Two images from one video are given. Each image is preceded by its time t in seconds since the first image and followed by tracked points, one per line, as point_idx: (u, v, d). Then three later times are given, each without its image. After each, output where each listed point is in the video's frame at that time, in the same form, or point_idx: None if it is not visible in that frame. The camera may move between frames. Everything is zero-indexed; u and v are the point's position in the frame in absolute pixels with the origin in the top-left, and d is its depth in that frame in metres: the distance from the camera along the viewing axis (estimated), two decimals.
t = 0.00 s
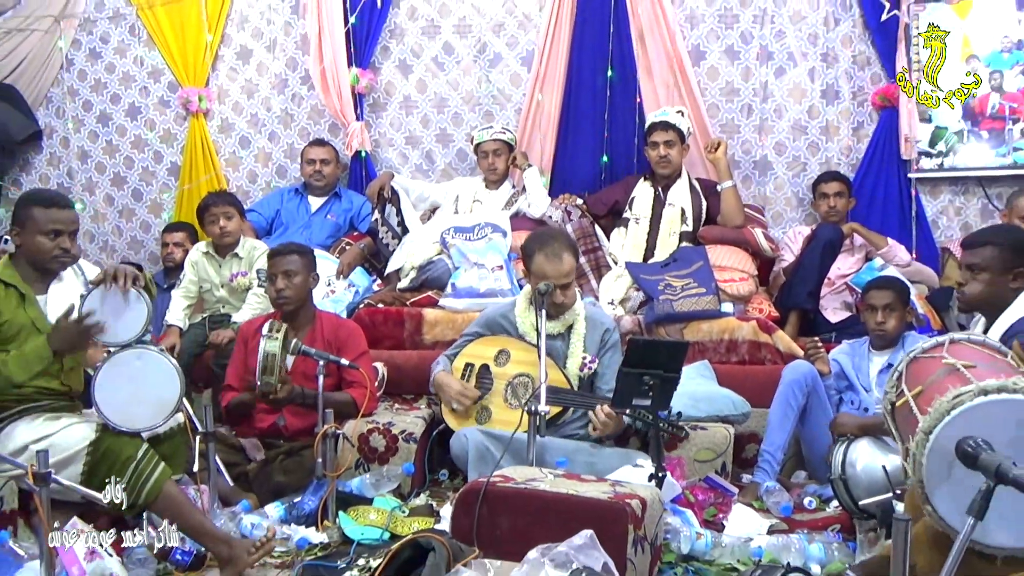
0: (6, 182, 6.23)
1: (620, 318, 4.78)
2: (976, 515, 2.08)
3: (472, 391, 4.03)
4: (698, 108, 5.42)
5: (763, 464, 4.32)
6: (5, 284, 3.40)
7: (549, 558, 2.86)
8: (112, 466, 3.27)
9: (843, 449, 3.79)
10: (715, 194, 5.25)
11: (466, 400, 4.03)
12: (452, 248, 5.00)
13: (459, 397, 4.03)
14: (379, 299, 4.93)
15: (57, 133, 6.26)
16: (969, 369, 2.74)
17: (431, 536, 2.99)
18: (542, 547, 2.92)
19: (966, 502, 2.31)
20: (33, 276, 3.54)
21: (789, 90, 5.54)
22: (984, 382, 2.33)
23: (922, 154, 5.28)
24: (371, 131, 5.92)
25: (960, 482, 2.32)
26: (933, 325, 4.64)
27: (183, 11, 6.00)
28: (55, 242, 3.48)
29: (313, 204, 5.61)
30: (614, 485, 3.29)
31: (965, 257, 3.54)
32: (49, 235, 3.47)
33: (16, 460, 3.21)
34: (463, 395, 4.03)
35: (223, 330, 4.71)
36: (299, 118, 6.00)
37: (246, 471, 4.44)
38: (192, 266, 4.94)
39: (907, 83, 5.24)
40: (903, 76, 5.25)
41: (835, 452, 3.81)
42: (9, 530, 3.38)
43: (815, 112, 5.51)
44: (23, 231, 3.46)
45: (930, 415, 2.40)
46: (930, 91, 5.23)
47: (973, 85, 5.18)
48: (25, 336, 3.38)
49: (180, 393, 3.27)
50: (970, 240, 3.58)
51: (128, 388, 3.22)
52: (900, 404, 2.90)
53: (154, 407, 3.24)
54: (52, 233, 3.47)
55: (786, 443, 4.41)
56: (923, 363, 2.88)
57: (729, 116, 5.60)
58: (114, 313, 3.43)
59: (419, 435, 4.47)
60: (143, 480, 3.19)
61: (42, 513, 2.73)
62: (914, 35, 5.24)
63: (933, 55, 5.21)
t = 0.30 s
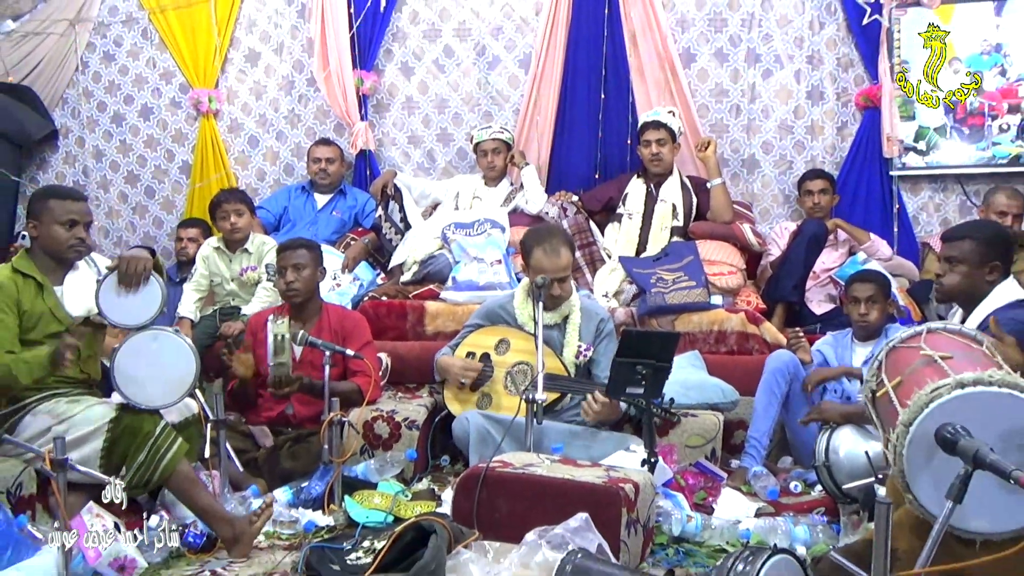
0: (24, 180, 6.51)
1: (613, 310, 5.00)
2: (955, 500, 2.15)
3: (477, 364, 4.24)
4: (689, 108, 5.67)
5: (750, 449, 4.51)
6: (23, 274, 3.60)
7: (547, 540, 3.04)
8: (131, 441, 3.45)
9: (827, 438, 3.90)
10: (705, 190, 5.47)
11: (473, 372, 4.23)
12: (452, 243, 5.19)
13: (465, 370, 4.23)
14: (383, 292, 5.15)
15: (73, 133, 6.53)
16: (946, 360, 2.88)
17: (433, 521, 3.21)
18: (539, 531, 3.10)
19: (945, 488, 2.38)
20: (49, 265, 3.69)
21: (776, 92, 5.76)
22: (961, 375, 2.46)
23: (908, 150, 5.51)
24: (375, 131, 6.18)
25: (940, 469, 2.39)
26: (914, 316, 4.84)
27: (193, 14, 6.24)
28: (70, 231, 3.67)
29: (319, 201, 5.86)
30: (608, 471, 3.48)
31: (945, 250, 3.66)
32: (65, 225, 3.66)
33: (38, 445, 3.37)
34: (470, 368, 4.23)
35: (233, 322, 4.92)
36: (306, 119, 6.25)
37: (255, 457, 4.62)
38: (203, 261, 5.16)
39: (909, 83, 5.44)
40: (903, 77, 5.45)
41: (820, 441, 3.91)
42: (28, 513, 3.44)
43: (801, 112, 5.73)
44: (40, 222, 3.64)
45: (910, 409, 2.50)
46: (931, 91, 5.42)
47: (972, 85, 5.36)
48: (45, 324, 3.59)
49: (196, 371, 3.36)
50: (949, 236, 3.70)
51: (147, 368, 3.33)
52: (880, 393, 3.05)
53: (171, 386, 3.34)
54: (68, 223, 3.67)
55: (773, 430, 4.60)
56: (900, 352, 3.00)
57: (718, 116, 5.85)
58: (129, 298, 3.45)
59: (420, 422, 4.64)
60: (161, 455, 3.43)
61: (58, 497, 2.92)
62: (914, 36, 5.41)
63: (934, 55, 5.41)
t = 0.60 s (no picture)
0: (39, 182, 6.71)
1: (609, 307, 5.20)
2: (938, 492, 2.19)
3: (474, 373, 4.39)
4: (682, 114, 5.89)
5: (741, 442, 4.67)
6: (36, 277, 3.80)
7: (544, 530, 3.15)
8: (138, 450, 3.60)
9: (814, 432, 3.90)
10: (696, 193, 5.68)
11: (469, 381, 4.38)
12: (453, 244, 5.37)
13: (461, 379, 4.38)
14: (387, 290, 5.33)
15: (87, 137, 6.74)
16: (935, 356, 2.86)
17: (436, 510, 3.23)
18: (536, 522, 3.22)
19: (928, 479, 2.34)
20: (63, 265, 3.90)
21: (766, 98, 6.00)
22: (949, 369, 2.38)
23: (896, 150, 5.70)
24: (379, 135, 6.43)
25: (924, 462, 2.36)
26: (898, 315, 5.02)
27: (204, 22, 6.49)
28: (83, 233, 3.86)
29: (325, 202, 6.08)
30: (604, 463, 3.63)
31: (930, 250, 3.77)
32: (79, 226, 3.85)
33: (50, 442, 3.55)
34: (467, 376, 4.39)
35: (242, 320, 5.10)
36: (312, 124, 6.51)
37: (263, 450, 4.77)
38: (214, 260, 5.37)
39: (905, 82, 5.63)
40: (902, 76, 5.63)
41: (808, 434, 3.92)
42: (44, 503, 3.60)
43: (790, 117, 5.98)
44: (54, 224, 3.83)
45: (897, 402, 2.45)
46: (930, 91, 5.60)
47: (970, 85, 5.54)
48: (54, 326, 3.79)
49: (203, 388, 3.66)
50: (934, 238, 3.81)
51: (158, 382, 3.59)
52: (870, 387, 3.01)
53: (178, 401, 3.61)
54: (81, 224, 3.86)
55: (763, 424, 4.75)
56: (891, 349, 3.01)
57: (710, 121, 6.08)
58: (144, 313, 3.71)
59: (423, 416, 4.77)
60: (168, 464, 3.53)
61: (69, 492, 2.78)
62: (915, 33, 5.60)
63: (933, 54, 5.58)
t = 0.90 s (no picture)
0: (54, 188, 7.00)
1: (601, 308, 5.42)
2: (916, 487, 2.28)
3: (477, 363, 4.61)
4: (672, 123, 6.19)
5: (728, 438, 4.83)
6: (51, 277, 4.00)
7: (539, 522, 3.32)
8: (147, 452, 3.73)
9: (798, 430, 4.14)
10: (685, 198, 5.95)
11: (472, 369, 4.60)
12: (452, 247, 5.60)
13: (465, 367, 4.60)
14: (388, 292, 5.55)
15: (99, 144, 7.02)
16: (909, 356, 2.98)
17: (435, 504, 3.39)
18: (531, 513, 3.38)
19: (906, 473, 2.45)
20: (76, 265, 4.09)
21: (751, 108, 6.30)
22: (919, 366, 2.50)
23: (879, 156, 6.03)
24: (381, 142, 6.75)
25: (901, 455, 2.46)
26: (879, 316, 5.23)
27: (212, 34, 6.79)
28: (92, 232, 4.04)
29: (329, 207, 6.31)
30: (596, 458, 3.81)
31: (908, 255, 3.84)
32: (87, 226, 4.03)
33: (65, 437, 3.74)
34: (470, 364, 4.61)
35: (248, 320, 5.30)
36: (316, 132, 6.83)
37: (268, 446, 4.95)
38: (222, 263, 5.58)
39: (905, 83, 5.91)
40: (901, 76, 5.91)
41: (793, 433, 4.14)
42: (56, 498, 3.80)
43: (775, 127, 6.28)
44: (64, 226, 4.01)
45: (870, 398, 2.53)
46: (930, 91, 5.90)
47: (973, 85, 5.82)
48: (73, 321, 3.96)
49: (210, 392, 3.65)
50: (910, 241, 3.88)
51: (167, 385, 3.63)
52: (847, 387, 3.16)
53: (187, 406, 3.63)
54: (90, 224, 4.03)
55: (749, 421, 4.93)
56: (866, 351, 3.13)
57: (698, 131, 6.38)
58: (155, 318, 3.79)
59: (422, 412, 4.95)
60: (175, 466, 3.64)
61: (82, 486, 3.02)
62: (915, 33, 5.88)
63: (933, 56, 5.86)
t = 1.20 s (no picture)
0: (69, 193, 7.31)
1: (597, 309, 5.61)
2: (900, 480, 2.39)
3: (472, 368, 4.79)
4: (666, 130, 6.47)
5: (719, 435, 4.96)
6: (66, 278, 4.10)
7: (537, 515, 3.41)
8: (163, 438, 3.84)
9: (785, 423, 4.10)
10: (678, 203, 6.17)
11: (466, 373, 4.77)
12: (453, 249, 5.80)
13: (459, 371, 4.76)
14: (392, 292, 5.75)
15: (112, 150, 7.35)
16: (896, 355, 3.13)
17: (437, 498, 3.41)
18: (531, 507, 3.47)
19: (893, 467, 2.54)
20: (89, 268, 4.20)
21: (742, 116, 6.57)
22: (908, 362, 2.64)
23: (868, 161, 6.29)
24: (385, 148, 7.02)
25: (888, 451, 2.56)
26: (865, 316, 5.42)
27: (222, 44, 7.12)
28: (103, 235, 4.14)
29: (334, 211, 6.56)
30: (592, 454, 3.89)
31: (892, 256, 3.91)
32: (98, 230, 4.12)
33: (77, 431, 3.81)
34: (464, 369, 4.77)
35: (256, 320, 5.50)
36: (321, 139, 7.09)
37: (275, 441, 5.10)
38: (231, 265, 5.80)
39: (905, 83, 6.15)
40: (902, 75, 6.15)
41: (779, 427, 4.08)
42: (70, 492, 3.85)
43: (764, 135, 6.54)
44: (75, 230, 4.12)
45: (860, 392, 2.68)
46: (929, 92, 6.11)
47: (973, 85, 6.03)
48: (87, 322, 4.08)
49: (220, 379, 3.81)
50: (896, 242, 3.95)
51: (176, 373, 3.79)
52: (835, 385, 3.29)
53: (196, 392, 3.80)
54: (100, 227, 4.13)
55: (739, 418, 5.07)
56: (852, 351, 3.27)
57: (691, 138, 6.67)
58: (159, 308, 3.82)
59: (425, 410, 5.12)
60: (189, 451, 3.77)
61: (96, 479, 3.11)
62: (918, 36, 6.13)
63: (933, 56, 6.09)
